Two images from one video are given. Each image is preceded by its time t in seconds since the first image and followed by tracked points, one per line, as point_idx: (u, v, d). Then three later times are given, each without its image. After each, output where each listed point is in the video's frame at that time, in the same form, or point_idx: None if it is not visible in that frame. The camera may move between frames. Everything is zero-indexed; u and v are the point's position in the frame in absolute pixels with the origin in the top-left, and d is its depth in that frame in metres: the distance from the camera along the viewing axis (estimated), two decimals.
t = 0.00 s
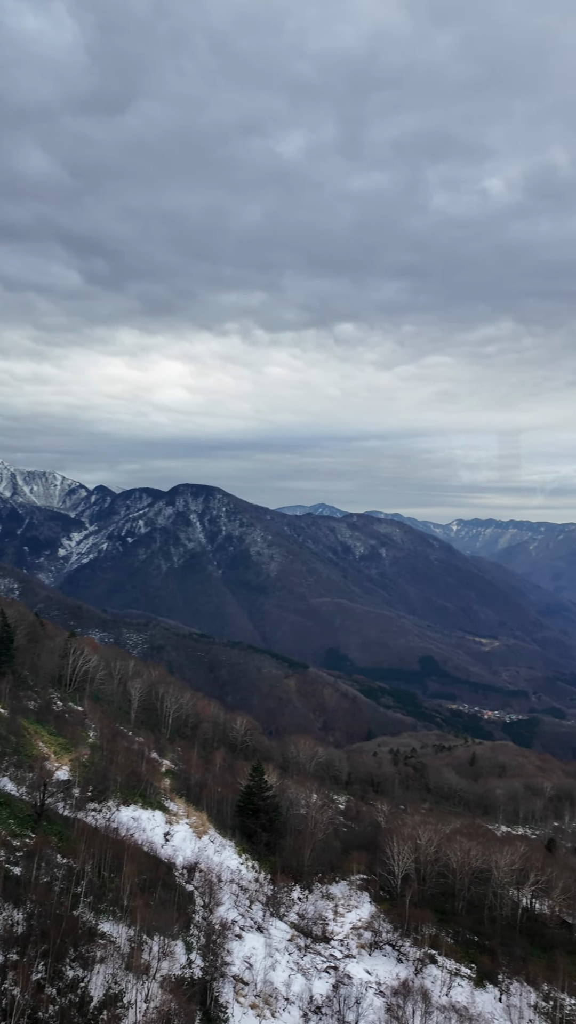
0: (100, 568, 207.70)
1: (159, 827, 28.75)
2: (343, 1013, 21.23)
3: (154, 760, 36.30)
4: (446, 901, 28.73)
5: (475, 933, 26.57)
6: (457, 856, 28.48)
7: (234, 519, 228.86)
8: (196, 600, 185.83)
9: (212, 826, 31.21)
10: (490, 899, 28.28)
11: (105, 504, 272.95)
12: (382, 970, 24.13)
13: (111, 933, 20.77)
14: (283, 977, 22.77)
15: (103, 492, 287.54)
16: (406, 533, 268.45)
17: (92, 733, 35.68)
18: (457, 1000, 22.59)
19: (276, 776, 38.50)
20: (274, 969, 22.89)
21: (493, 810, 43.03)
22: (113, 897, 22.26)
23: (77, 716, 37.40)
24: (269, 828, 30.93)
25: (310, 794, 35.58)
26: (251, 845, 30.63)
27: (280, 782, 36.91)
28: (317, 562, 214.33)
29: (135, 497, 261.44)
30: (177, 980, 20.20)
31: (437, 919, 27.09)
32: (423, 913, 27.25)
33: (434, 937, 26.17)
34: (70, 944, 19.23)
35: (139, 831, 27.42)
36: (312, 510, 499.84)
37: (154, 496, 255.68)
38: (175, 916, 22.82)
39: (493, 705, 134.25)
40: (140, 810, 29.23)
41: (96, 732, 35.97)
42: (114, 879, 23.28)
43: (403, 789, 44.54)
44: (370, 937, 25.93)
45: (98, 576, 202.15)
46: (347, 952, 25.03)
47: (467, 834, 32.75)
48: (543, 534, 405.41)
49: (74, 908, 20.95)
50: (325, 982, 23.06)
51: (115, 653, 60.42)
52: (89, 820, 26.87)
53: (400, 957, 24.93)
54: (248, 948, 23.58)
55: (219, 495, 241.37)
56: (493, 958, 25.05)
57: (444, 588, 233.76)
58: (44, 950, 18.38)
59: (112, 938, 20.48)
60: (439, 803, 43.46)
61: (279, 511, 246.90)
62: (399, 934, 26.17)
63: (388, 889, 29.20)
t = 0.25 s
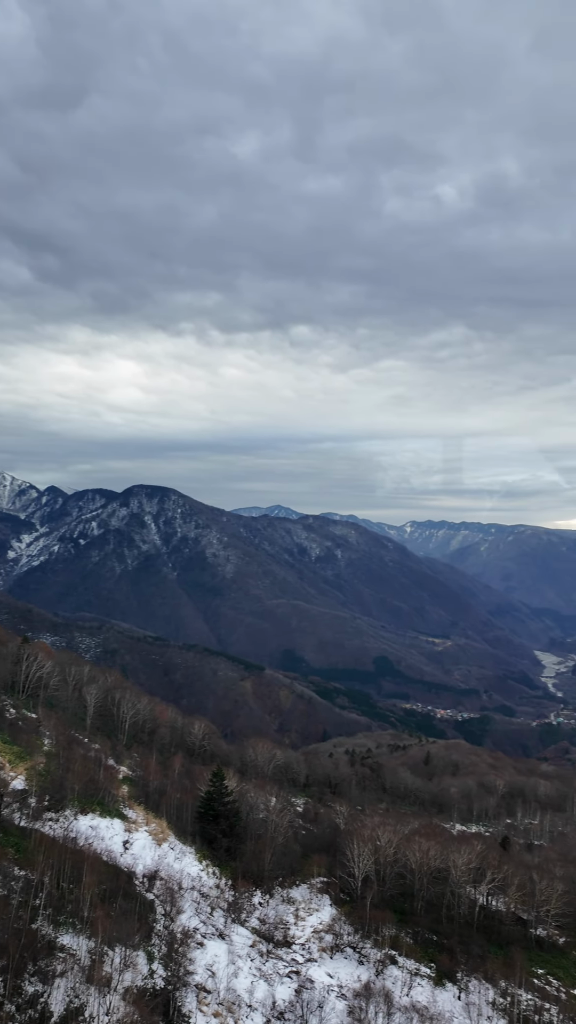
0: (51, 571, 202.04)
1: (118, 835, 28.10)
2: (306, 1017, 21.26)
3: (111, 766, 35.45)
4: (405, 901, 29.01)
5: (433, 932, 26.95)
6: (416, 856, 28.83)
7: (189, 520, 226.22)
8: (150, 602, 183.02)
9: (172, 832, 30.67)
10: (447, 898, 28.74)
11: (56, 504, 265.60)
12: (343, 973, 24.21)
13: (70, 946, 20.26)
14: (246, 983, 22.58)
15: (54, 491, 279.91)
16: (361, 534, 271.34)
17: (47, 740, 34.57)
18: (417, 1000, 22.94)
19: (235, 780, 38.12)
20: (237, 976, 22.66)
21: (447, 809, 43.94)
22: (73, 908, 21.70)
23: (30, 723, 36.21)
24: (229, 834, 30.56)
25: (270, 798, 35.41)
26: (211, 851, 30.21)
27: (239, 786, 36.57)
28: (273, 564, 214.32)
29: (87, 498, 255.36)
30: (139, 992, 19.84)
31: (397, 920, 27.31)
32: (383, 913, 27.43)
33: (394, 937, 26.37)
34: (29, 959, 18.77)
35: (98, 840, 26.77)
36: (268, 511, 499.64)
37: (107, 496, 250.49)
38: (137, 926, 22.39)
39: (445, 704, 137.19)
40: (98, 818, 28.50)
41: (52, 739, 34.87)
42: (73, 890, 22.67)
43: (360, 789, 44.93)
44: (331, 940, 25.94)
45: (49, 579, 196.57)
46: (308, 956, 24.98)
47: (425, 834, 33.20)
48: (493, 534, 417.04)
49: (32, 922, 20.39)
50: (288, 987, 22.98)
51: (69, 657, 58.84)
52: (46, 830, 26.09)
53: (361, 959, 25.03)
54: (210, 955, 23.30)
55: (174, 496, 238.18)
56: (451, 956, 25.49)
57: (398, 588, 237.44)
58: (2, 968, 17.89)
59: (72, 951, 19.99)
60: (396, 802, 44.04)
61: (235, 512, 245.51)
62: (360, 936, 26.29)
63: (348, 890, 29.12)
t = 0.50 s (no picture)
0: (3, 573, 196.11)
1: (79, 843, 27.44)
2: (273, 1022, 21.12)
3: (71, 773, 34.57)
4: (368, 901, 29.19)
5: (396, 932, 27.19)
6: (380, 856, 29.10)
7: (147, 520, 222.76)
8: (107, 604, 179.65)
9: (134, 838, 30.10)
10: (410, 897, 29.05)
11: (7, 504, 257.71)
12: (308, 976, 24.12)
13: (33, 958, 19.65)
14: (211, 990, 22.28)
15: (5, 490, 271.47)
16: (319, 534, 272.58)
17: (4, 746, 33.47)
18: (381, 1001, 23.12)
19: (198, 784, 37.69)
20: (202, 983, 22.35)
21: (406, 808, 44.58)
22: (35, 919, 21.08)
23: None
24: (193, 839, 30.19)
25: (233, 801, 35.13)
26: (175, 857, 29.77)
27: (202, 790, 36.15)
28: (232, 565, 213.28)
29: (41, 497, 248.63)
30: (103, 1003, 19.37)
31: (361, 921, 27.40)
32: (347, 915, 27.50)
33: (359, 939, 26.47)
34: None
35: (60, 849, 26.04)
36: (227, 512, 496.55)
37: (61, 496, 244.55)
38: (101, 936, 21.90)
39: (402, 703, 139.31)
40: (59, 826, 27.77)
41: (9, 746, 33.79)
42: (35, 900, 22.03)
43: (320, 791, 45.10)
44: (296, 943, 25.79)
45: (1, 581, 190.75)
46: (273, 960, 24.78)
47: (388, 833, 33.51)
48: (449, 534, 425.44)
49: None
50: (253, 993, 22.75)
51: (24, 661, 57.20)
52: (5, 839, 25.27)
53: (325, 961, 25.01)
54: (175, 963, 22.94)
55: (131, 496, 234.28)
56: (414, 956, 25.80)
57: (356, 589, 239.62)
58: None
59: (34, 963, 19.38)
60: (356, 802, 44.41)
61: (193, 512, 243.05)
62: (324, 938, 26.24)
63: (312, 892, 29.06)
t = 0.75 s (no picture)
0: None
1: (43, 851, 26.70)
2: None
3: (33, 780, 33.65)
4: (335, 903, 29.22)
5: (363, 933, 27.35)
6: (347, 858, 29.29)
7: (106, 520, 218.51)
8: (65, 607, 175.66)
9: (99, 845, 29.47)
10: (376, 898, 29.25)
11: None
12: (276, 979, 23.95)
13: None
14: (179, 997, 21.90)
15: None
16: (281, 534, 272.54)
17: None
18: (350, 1002, 23.14)
19: (164, 790, 37.15)
20: (170, 991, 21.95)
21: (369, 807, 45.01)
22: None
23: None
24: (159, 845, 29.74)
25: (200, 806, 34.79)
26: (141, 864, 29.27)
27: (168, 795, 35.67)
28: (193, 566, 211.36)
29: None
30: (71, 1014, 18.84)
31: (329, 923, 27.39)
32: (315, 917, 27.49)
33: (327, 941, 26.44)
34: None
35: (23, 858, 25.29)
36: (188, 512, 491.33)
37: (17, 496, 237.75)
38: (68, 946, 21.34)
39: (363, 702, 140.74)
40: (22, 835, 26.99)
41: None
42: None
43: (285, 793, 45.09)
44: (264, 946, 25.57)
45: None
46: (241, 964, 24.49)
47: (354, 835, 33.71)
48: (409, 534, 431.14)
49: None
50: (222, 998, 22.43)
51: None
52: None
53: (294, 964, 24.86)
54: (142, 972, 22.51)
55: (90, 496, 229.62)
56: (381, 956, 25.97)
57: (318, 589, 240.59)
58: None
59: None
60: (320, 804, 44.57)
61: (154, 513, 239.74)
62: (292, 940, 26.09)
63: (278, 895, 28.92)
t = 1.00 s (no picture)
0: None
1: (9, 860, 25.91)
2: None
3: None
4: (303, 906, 29.21)
5: (332, 936, 27.41)
6: (317, 860, 29.32)
7: (67, 520, 213.79)
8: (23, 609, 171.31)
9: (66, 852, 28.77)
10: (345, 899, 29.40)
11: None
12: (247, 984, 23.76)
13: None
14: (150, 1005, 21.52)
15: None
16: (246, 535, 271.55)
17: None
18: (321, 1005, 23.13)
19: (131, 795, 36.55)
20: (141, 999, 21.57)
21: (335, 808, 45.23)
22: None
23: None
24: (128, 851, 29.23)
25: (169, 811, 34.38)
26: (109, 871, 28.71)
27: (136, 800, 35.09)
28: (157, 568, 208.91)
29: None
30: None
31: (298, 926, 27.37)
32: (284, 920, 27.44)
33: (296, 944, 26.40)
34: None
35: None
36: (151, 512, 484.48)
37: None
38: (36, 957, 20.76)
39: (328, 702, 141.55)
40: None
41: None
42: None
43: (251, 795, 44.93)
44: (234, 951, 25.34)
45: None
46: (211, 971, 24.19)
47: (322, 837, 33.82)
48: (372, 534, 435.53)
49: None
50: (193, 1005, 22.13)
51: None
52: None
53: (264, 968, 24.71)
54: (112, 981, 22.05)
55: (50, 496, 224.36)
56: (351, 958, 26.09)
57: (282, 590, 240.74)
58: None
59: None
60: (286, 805, 44.58)
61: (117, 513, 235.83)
62: (262, 945, 25.92)
63: (247, 900, 28.77)
